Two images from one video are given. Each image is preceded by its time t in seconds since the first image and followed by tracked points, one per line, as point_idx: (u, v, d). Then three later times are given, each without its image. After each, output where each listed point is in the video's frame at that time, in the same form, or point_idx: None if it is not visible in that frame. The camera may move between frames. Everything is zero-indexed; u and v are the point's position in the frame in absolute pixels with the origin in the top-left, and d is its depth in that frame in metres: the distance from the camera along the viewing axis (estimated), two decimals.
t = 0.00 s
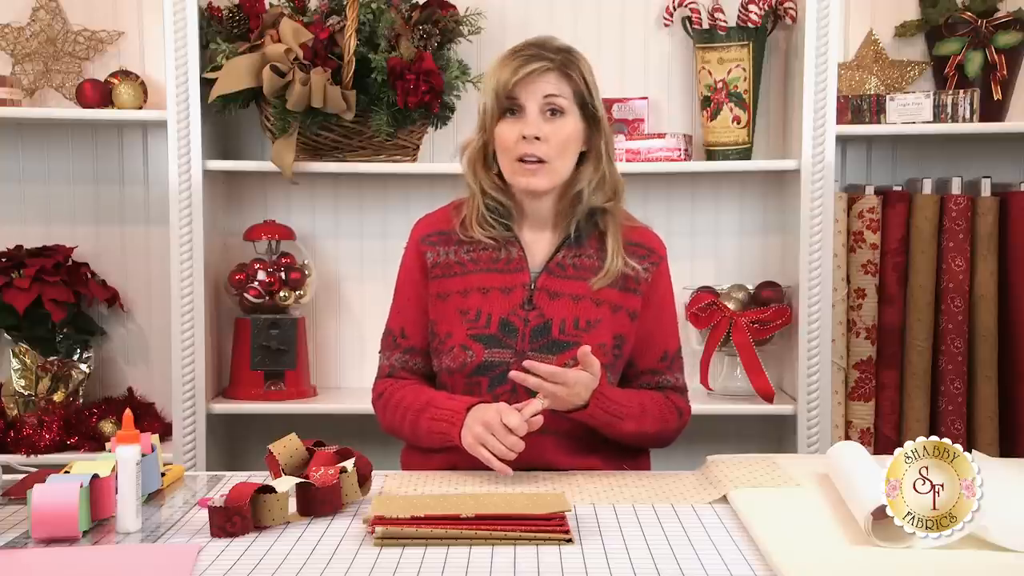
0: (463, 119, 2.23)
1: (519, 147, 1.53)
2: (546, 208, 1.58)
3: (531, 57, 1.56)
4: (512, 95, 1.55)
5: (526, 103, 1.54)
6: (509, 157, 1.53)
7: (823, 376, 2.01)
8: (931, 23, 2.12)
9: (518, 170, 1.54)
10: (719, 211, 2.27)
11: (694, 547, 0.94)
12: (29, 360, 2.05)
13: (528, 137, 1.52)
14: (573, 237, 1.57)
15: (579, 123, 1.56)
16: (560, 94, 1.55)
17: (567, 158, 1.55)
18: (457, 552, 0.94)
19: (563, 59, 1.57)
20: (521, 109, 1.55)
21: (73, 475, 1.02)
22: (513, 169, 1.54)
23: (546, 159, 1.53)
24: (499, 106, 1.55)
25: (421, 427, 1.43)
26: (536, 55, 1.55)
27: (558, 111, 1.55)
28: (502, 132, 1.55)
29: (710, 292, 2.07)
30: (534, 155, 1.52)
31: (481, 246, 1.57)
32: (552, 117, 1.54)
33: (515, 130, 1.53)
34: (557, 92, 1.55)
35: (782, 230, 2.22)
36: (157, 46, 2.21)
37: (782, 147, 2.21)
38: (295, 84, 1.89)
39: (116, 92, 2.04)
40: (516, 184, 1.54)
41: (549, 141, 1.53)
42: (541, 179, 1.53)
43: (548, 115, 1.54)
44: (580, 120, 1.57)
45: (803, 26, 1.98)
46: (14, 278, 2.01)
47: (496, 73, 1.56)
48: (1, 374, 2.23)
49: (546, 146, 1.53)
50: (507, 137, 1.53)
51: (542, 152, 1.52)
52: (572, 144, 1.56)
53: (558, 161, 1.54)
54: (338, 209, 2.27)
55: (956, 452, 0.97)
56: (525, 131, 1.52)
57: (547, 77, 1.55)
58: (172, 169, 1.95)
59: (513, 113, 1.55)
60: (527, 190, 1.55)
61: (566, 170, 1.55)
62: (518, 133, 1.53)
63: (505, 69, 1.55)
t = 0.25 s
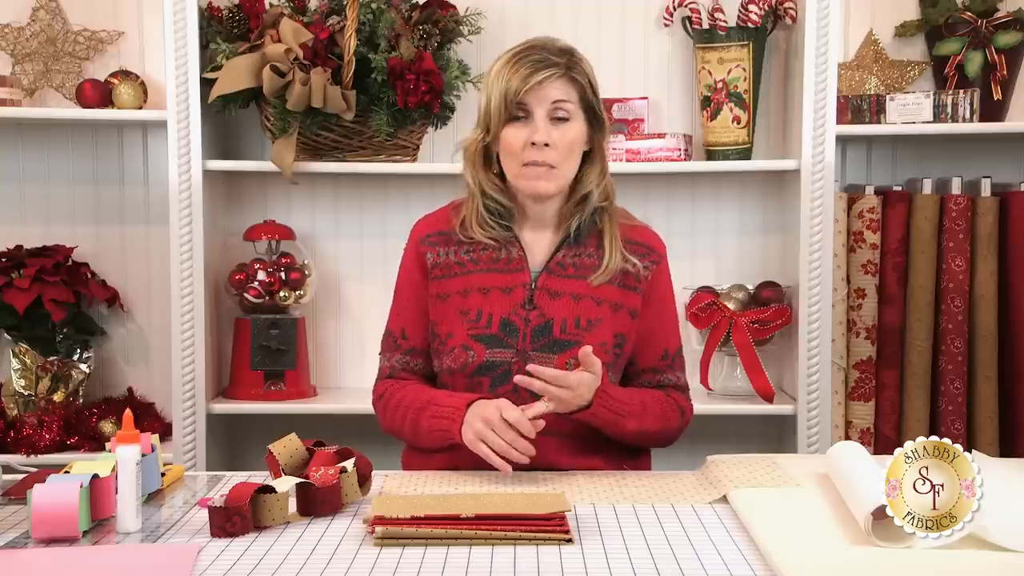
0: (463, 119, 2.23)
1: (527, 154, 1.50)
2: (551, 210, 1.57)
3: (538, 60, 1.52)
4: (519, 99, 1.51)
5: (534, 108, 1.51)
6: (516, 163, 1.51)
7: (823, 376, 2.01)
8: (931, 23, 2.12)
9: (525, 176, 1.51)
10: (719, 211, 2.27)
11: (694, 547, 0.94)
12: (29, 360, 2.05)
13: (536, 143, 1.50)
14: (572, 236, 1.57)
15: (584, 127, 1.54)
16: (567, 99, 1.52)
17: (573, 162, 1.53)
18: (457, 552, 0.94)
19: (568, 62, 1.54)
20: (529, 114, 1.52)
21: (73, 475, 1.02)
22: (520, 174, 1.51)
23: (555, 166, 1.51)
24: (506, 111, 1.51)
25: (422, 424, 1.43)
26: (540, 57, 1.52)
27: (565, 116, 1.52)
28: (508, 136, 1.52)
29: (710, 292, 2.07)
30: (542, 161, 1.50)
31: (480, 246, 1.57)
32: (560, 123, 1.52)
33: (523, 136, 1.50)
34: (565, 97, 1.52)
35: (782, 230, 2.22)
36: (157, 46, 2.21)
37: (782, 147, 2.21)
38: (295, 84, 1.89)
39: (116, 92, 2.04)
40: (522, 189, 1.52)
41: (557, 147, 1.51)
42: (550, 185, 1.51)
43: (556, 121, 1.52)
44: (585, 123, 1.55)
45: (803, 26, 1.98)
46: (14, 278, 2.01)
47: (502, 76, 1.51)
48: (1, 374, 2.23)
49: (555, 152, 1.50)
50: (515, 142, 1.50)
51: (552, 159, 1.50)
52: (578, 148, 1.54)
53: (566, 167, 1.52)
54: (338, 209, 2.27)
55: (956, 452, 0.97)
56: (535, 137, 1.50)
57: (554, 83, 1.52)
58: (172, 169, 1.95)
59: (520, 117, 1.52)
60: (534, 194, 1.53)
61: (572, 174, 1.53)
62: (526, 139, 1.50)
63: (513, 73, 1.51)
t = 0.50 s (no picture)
0: (463, 118, 2.23)
1: (515, 151, 1.56)
2: (546, 205, 1.58)
3: (526, 59, 1.55)
4: (507, 97, 1.55)
5: (521, 107, 1.55)
6: (506, 160, 1.57)
7: (823, 376, 2.01)
8: (931, 23, 2.12)
9: (514, 173, 1.57)
10: (719, 211, 2.27)
11: (694, 547, 0.94)
12: (29, 359, 2.05)
13: (524, 142, 1.55)
14: (572, 233, 1.57)
15: (575, 125, 1.56)
16: (555, 96, 1.54)
17: (564, 160, 1.57)
18: (456, 551, 0.94)
19: (559, 60, 1.55)
20: (517, 113, 1.55)
21: (73, 475, 1.02)
22: (510, 172, 1.58)
23: (544, 163, 1.56)
24: (495, 109, 1.56)
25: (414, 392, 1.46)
26: (529, 57, 1.55)
27: (554, 114, 1.54)
28: (499, 135, 1.57)
29: (710, 292, 2.07)
30: (530, 159, 1.56)
31: (481, 243, 1.58)
32: (549, 120, 1.54)
33: (510, 135, 1.56)
34: (552, 95, 1.54)
35: (782, 230, 2.22)
36: (157, 46, 2.21)
37: (782, 147, 2.21)
38: (295, 84, 1.89)
39: (116, 92, 2.04)
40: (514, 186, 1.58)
41: (545, 145, 1.55)
42: (537, 181, 1.57)
43: (545, 118, 1.54)
44: (577, 122, 1.56)
45: (803, 26, 1.98)
46: (14, 278, 2.01)
47: (491, 76, 1.56)
48: (1, 374, 2.24)
49: (543, 150, 1.56)
50: (504, 141, 1.56)
51: (540, 156, 1.56)
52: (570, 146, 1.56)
53: (556, 164, 1.56)
54: (338, 209, 2.27)
55: (956, 452, 0.97)
56: (521, 135, 1.55)
57: (542, 81, 1.54)
58: (172, 169, 1.95)
59: (508, 116, 1.56)
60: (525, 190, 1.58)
61: (563, 171, 1.57)
62: (513, 138, 1.56)
63: (500, 72, 1.54)
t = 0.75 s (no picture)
0: (463, 118, 2.23)
1: (517, 154, 1.53)
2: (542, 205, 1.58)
3: (528, 61, 1.52)
4: (508, 99, 1.52)
5: (523, 110, 1.52)
6: (506, 163, 1.54)
7: (822, 376, 2.01)
8: (931, 23, 2.12)
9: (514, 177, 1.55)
10: (719, 211, 2.27)
11: (694, 547, 0.94)
12: (29, 359, 2.05)
13: (525, 145, 1.53)
14: (570, 231, 1.57)
15: (574, 127, 1.55)
16: (557, 99, 1.53)
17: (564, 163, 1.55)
18: (456, 552, 0.94)
19: (559, 62, 1.53)
20: (518, 115, 1.53)
21: (73, 475, 1.02)
22: (510, 174, 1.55)
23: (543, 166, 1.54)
24: (495, 112, 1.53)
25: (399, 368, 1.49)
26: (529, 58, 1.52)
27: (555, 117, 1.53)
28: (498, 136, 1.54)
29: (710, 292, 2.07)
30: (532, 161, 1.53)
31: (480, 243, 1.58)
32: (550, 123, 1.53)
33: (512, 137, 1.53)
34: (554, 97, 1.53)
35: (782, 230, 2.22)
36: (157, 46, 2.21)
37: (782, 147, 2.21)
38: (295, 84, 1.89)
39: (116, 92, 2.04)
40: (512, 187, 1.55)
41: (547, 148, 1.53)
42: (537, 185, 1.54)
43: (546, 121, 1.53)
44: (575, 124, 1.55)
45: (803, 26, 1.98)
46: (14, 278, 2.01)
47: (491, 78, 1.52)
48: (1, 374, 2.23)
49: (545, 153, 1.53)
50: (504, 143, 1.53)
51: (540, 159, 1.53)
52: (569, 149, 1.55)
53: (556, 168, 1.54)
54: (338, 209, 2.27)
55: (956, 452, 0.97)
56: (525, 138, 1.52)
57: (544, 83, 1.52)
58: (172, 169, 1.95)
59: (509, 118, 1.53)
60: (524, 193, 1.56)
61: (561, 174, 1.56)
62: (515, 140, 1.53)
63: (502, 75, 1.51)
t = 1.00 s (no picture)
0: (463, 118, 2.23)
1: (519, 152, 1.52)
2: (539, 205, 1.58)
3: (535, 60, 1.53)
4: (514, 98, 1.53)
5: (528, 109, 1.53)
6: (506, 160, 1.53)
7: (823, 376, 2.01)
8: (931, 23, 2.12)
9: (515, 173, 1.54)
10: (719, 211, 2.27)
11: (694, 547, 0.94)
12: (29, 359, 2.05)
13: (528, 143, 1.52)
14: (563, 230, 1.57)
15: (576, 128, 1.56)
16: (561, 100, 1.54)
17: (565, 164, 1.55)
18: (457, 552, 0.94)
19: (563, 63, 1.55)
20: (523, 114, 1.53)
21: (73, 475, 1.02)
22: (510, 172, 1.54)
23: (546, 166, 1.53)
24: (500, 110, 1.53)
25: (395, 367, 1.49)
26: (535, 58, 1.53)
27: (559, 117, 1.54)
28: (501, 134, 1.53)
29: (710, 292, 2.07)
30: (535, 160, 1.53)
31: (474, 244, 1.59)
32: (553, 123, 1.54)
33: (516, 135, 1.52)
34: (558, 98, 1.54)
35: (782, 230, 2.22)
36: (157, 45, 2.21)
37: (782, 147, 2.21)
38: (294, 84, 1.89)
39: (116, 92, 2.04)
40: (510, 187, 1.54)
41: (550, 148, 1.52)
42: (538, 184, 1.53)
43: (549, 121, 1.53)
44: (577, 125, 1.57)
45: (803, 26, 1.98)
46: (14, 278, 2.01)
47: (497, 76, 1.53)
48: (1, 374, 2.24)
49: (547, 153, 1.52)
50: (507, 142, 1.52)
51: (543, 159, 1.52)
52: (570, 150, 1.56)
53: (558, 167, 1.53)
54: (338, 209, 2.27)
55: (956, 452, 0.97)
56: (529, 137, 1.52)
57: (550, 83, 1.53)
58: (172, 169, 1.95)
59: (513, 116, 1.54)
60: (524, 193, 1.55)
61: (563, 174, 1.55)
62: (518, 138, 1.52)
63: (510, 74, 1.52)
